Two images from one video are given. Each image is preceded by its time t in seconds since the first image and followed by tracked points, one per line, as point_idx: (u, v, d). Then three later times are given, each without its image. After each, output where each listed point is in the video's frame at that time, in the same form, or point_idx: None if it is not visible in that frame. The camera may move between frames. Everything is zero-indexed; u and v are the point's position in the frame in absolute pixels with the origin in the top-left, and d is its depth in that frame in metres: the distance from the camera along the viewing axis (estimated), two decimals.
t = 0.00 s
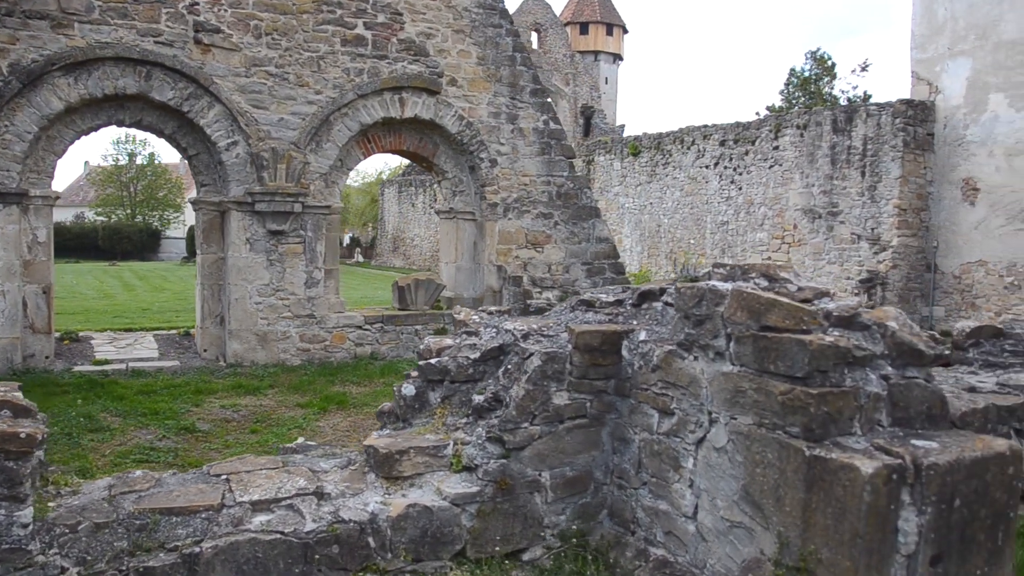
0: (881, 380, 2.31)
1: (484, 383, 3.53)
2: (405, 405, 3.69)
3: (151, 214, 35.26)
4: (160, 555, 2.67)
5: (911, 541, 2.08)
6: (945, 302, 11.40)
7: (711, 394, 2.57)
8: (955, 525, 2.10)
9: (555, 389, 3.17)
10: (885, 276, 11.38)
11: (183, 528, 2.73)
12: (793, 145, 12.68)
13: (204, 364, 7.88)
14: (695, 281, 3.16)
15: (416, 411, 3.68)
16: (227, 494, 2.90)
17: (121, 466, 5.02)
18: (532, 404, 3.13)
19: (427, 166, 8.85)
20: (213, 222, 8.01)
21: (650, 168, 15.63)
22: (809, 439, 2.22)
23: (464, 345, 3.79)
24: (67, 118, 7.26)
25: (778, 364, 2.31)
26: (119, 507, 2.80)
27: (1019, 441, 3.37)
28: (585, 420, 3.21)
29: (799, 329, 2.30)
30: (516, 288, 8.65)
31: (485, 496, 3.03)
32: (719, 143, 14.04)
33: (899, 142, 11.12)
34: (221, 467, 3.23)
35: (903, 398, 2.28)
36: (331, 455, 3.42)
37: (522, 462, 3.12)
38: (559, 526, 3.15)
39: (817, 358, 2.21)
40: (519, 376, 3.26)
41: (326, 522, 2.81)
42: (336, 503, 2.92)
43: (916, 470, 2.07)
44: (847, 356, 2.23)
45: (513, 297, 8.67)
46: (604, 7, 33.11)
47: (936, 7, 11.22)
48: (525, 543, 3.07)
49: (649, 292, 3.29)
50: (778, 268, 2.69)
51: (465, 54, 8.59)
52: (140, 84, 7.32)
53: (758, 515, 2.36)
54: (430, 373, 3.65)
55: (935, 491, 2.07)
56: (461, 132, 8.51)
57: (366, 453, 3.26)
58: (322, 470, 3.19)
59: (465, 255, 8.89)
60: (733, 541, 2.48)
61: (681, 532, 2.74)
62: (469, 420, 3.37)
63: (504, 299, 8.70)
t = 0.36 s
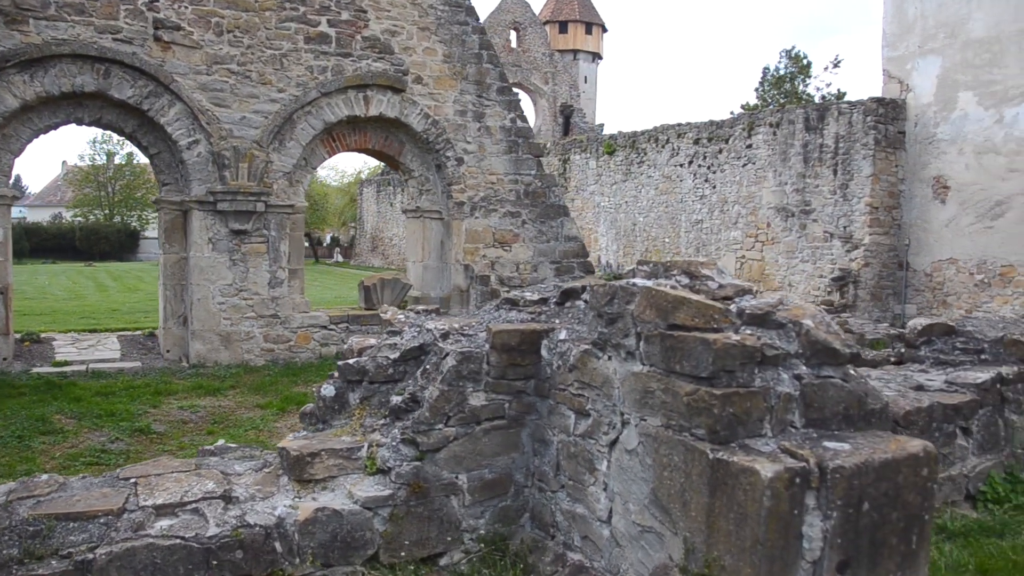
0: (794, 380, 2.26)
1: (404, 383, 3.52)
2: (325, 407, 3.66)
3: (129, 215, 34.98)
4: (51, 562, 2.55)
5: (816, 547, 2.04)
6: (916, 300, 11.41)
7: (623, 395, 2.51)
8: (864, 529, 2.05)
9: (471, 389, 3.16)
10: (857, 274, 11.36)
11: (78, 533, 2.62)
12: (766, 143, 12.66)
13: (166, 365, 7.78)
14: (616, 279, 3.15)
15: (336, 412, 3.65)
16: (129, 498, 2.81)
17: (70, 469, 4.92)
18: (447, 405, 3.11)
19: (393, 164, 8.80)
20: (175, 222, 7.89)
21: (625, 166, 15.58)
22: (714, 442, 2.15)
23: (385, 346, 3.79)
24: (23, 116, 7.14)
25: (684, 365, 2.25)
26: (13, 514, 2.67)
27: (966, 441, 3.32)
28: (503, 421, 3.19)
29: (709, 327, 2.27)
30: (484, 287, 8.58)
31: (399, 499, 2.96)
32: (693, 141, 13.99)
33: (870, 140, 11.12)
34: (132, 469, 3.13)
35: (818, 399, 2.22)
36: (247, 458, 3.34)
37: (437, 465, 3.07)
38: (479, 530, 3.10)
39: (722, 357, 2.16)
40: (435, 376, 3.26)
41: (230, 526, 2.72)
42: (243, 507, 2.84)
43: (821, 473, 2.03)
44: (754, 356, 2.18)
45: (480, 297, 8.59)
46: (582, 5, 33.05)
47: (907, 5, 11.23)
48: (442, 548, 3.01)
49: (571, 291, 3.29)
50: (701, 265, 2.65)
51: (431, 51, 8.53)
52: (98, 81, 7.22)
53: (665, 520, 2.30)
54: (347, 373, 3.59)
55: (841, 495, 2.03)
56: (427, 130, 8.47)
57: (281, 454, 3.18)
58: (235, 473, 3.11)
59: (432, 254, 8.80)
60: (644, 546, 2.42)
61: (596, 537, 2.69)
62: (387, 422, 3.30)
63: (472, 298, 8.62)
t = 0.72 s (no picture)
0: (714, 378, 2.17)
1: (326, 382, 3.43)
2: (245, 406, 3.53)
3: (113, 214, 34.74)
4: None
5: (729, 558, 1.95)
6: (896, 298, 11.38)
7: (539, 394, 2.42)
8: (782, 537, 1.97)
9: (391, 390, 3.08)
10: (837, 271, 11.30)
11: None
12: (746, 141, 12.57)
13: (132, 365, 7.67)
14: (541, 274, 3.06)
15: (256, 413, 3.53)
16: (26, 504, 2.69)
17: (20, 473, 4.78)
18: (363, 406, 3.03)
19: (364, 161, 8.68)
20: (142, 220, 7.78)
21: (606, 164, 15.49)
22: (625, 445, 2.06)
23: (307, 343, 3.66)
24: None
25: (595, 364, 2.16)
26: None
27: (923, 440, 3.23)
28: (425, 422, 3.12)
29: (625, 322, 2.19)
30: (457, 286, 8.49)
31: (312, 503, 2.88)
32: (674, 139, 13.90)
33: (850, 137, 11.06)
34: (39, 473, 3.03)
35: (743, 398, 2.15)
36: (161, 459, 3.24)
37: (354, 468, 2.99)
38: (400, 534, 3.04)
39: (631, 354, 2.06)
40: (354, 373, 3.15)
41: (130, 532, 2.64)
42: (149, 512, 2.77)
43: (735, 478, 1.94)
44: (667, 353, 2.10)
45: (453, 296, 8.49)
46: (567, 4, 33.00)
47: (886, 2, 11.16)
48: (360, 554, 2.94)
49: (496, 286, 3.23)
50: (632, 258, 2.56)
51: (402, 47, 8.44)
52: (61, 77, 7.09)
53: (578, 526, 2.22)
54: (266, 372, 3.48)
55: (756, 502, 1.94)
56: (398, 127, 8.37)
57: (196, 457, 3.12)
58: (147, 476, 3.03)
59: (404, 252, 8.70)
60: (560, 554, 2.33)
61: (515, 543, 2.60)
62: (306, 423, 3.20)
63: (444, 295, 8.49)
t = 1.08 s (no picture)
0: (622, 391, 2.09)
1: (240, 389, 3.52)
2: (160, 415, 3.67)
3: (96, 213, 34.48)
4: None
5: None
6: (875, 299, 11.34)
7: (444, 404, 2.37)
8: (684, 559, 1.90)
9: (302, 397, 3.11)
10: (816, 272, 11.24)
11: None
12: (725, 141, 12.49)
13: (96, 366, 7.56)
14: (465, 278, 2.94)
15: (169, 420, 3.66)
16: None
17: None
18: (272, 414, 3.06)
19: (336, 160, 8.59)
20: (107, 220, 7.66)
21: (587, 164, 15.42)
22: (520, 460, 1.99)
23: (224, 349, 3.76)
24: None
25: (494, 374, 2.10)
26: None
27: (877, 447, 3.14)
28: (338, 431, 3.15)
29: (529, 330, 2.14)
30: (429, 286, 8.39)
31: (217, 516, 2.92)
32: (654, 139, 13.83)
33: (828, 137, 11.01)
34: None
35: (653, 410, 2.07)
36: (71, 470, 3.27)
37: (262, 478, 3.03)
38: (313, 548, 3.08)
39: (526, 364, 2.01)
40: (264, 382, 3.21)
41: (23, 548, 2.66)
42: (45, 526, 2.79)
43: (633, 498, 1.87)
44: (567, 363, 2.03)
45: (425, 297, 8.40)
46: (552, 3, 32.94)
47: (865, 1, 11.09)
48: (270, 566, 2.99)
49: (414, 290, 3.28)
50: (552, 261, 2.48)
51: (373, 45, 8.36)
52: (22, 73, 6.96)
53: (478, 545, 2.15)
54: (181, 380, 3.62)
55: (656, 523, 1.87)
56: (369, 125, 8.29)
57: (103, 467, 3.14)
58: (51, 488, 3.05)
59: (375, 252, 8.61)
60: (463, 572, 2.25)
61: (423, 559, 2.53)
62: (217, 431, 3.24)
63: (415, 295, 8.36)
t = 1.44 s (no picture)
0: (514, 409, 2.17)
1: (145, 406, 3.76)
2: (66, 432, 3.84)
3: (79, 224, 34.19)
4: None
5: None
6: (854, 308, 11.30)
7: (335, 424, 2.42)
8: None
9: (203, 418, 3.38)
10: (794, 281, 11.17)
11: None
12: (704, 150, 12.44)
13: (59, 380, 7.43)
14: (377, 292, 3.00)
15: (76, 438, 3.84)
16: None
17: None
18: (170, 435, 3.32)
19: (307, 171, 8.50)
20: (71, 230, 7.52)
21: (568, 174, 15.36)
22: (400, 485, 2.06)
23: (132, 364, 3.97)
24: None
25: (376, 396, 2.16)
26: None
27: (829, 462, 3.03)
28: (240, 451, 3.40)
29: (418, 346, 2.22)
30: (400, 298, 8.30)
31: (111, 539, 3.17)
32: (634, 149, 13.79)
33: (806, 146, 10.97)
34: None
35: (549, 431, 2.16)
36: None
37: (161, 500, 3.29)
38: (216, 569, 3.34)
39: (403, 384, 2.08)
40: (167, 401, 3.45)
41: None
42: None
43: (510, 527, 1.94)
44: (448, 383, 2.10)
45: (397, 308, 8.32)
46: (537, 13, 32.96)
47: (842, 10, 11.09)
48: None
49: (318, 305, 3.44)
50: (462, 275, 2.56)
51: (344, 55, 8.28)
52: None
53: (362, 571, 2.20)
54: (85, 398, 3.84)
55: (534, 553, 1.94)
56: (339, 135, 8.20)
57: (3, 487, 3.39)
58: None
59: (346, 264, 8.49)
60: None
61: None
62: (117, 450, 3.49)
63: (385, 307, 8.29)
